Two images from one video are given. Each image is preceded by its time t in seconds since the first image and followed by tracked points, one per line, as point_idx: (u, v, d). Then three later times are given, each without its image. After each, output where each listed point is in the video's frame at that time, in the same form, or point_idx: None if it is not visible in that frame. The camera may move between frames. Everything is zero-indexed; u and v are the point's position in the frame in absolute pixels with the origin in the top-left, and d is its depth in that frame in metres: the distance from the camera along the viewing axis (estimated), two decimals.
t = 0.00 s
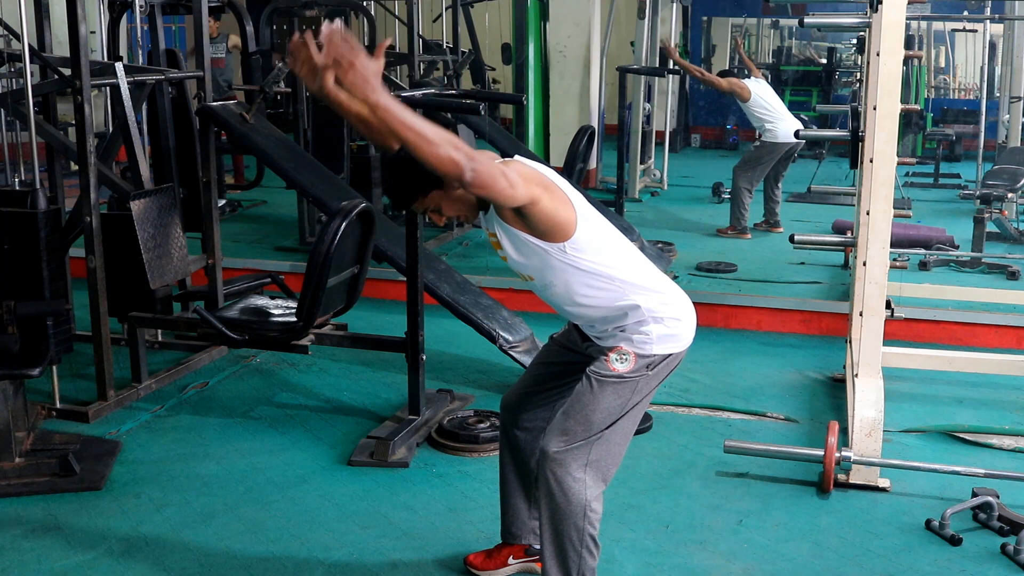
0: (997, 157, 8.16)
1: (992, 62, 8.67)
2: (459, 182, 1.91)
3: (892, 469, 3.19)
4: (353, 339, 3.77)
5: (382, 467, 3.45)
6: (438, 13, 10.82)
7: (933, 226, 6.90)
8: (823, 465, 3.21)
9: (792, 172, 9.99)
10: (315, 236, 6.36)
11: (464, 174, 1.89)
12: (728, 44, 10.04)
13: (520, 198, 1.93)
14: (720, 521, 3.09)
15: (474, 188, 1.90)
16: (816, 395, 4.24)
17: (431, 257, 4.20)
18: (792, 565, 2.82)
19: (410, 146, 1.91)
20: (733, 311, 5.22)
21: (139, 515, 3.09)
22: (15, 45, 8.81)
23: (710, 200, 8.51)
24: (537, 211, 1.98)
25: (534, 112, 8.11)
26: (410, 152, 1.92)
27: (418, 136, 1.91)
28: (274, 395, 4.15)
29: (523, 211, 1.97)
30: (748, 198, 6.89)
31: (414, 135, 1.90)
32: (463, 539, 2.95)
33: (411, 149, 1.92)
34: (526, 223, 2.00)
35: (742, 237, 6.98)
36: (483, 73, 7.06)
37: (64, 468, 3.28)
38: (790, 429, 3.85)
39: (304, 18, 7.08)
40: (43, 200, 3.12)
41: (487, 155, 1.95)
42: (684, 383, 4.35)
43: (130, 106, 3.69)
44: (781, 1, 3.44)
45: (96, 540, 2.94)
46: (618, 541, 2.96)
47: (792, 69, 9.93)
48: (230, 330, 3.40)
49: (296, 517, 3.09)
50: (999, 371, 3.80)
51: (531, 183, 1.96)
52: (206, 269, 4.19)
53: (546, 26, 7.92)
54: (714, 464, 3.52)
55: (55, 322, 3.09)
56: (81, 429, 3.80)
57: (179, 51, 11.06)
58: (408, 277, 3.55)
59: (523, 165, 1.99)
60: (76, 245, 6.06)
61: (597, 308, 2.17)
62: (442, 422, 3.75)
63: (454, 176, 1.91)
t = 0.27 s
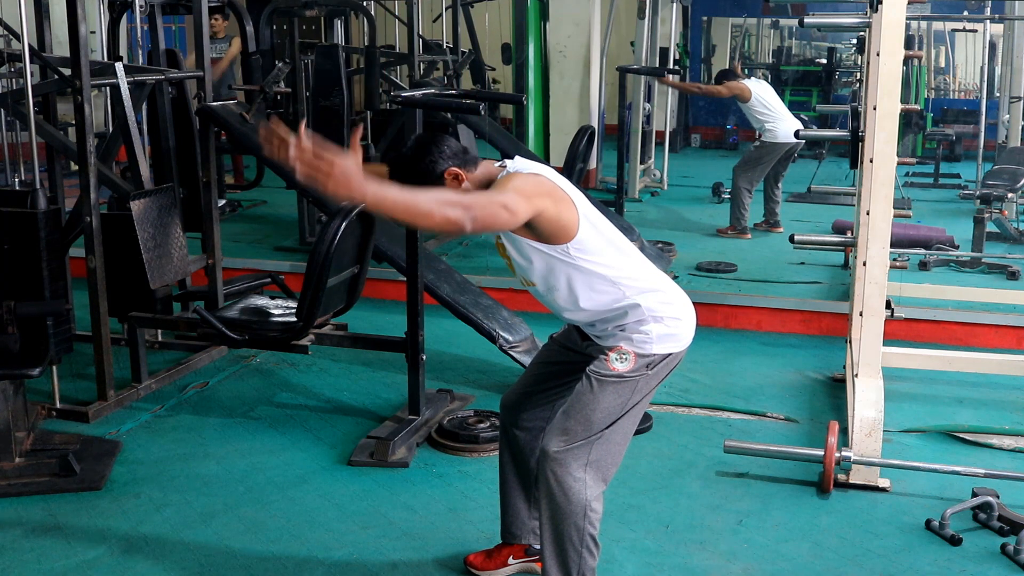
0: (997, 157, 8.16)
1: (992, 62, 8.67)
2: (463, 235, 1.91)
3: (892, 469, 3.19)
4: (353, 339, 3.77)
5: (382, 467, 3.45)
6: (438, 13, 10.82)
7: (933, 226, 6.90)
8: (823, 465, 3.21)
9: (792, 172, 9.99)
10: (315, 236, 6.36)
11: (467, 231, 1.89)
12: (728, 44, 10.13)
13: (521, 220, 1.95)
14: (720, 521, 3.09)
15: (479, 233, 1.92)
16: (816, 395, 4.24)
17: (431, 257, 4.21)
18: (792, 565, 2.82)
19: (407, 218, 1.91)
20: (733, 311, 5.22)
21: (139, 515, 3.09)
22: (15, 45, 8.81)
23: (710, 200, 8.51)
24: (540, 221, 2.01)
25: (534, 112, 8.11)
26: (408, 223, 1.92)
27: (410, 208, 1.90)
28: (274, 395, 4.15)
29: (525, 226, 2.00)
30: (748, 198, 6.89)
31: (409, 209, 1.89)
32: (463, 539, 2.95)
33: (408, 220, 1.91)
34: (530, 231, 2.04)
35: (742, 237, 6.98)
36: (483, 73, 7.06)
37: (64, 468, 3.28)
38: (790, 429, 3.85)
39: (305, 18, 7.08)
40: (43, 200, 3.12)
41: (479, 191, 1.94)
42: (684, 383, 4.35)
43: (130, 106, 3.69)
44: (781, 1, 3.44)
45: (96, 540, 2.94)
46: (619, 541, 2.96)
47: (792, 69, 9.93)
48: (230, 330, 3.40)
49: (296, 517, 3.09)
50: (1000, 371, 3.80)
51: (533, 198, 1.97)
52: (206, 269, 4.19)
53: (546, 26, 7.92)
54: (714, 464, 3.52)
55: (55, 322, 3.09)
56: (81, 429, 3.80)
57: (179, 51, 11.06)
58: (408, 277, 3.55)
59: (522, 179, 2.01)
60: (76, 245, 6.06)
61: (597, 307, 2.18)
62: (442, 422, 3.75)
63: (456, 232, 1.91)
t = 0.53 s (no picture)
0: (997, 157, 8.16)
1: (992, 62, 8.67)
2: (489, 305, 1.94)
3: (892, 469, 3.19)
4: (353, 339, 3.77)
5: (382, 467, 3.45)
6: (438, 13, 10.83)
7: (933, 227, 6.90)
8: (823, 465, 3.21)
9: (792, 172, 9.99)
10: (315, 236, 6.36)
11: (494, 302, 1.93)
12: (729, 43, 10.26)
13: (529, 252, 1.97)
14: (720, 521, 3.09)
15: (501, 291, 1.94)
16: (816, 395, 4.24)
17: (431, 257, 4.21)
18: (792, 565, 2.82)
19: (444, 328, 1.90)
20: (733, 311, 5.22)
21: (139, 515, 3.09)
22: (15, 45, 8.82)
23: (710, 200, 8.51)
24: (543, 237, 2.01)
25: (534, 112, 8.12)
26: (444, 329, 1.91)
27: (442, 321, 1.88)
28: (274, 395, 4.15)
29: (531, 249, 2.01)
30: (748, 198, 6.88)
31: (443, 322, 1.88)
32: (463, 539, 2.95)
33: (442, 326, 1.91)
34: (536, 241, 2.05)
35: (742, 237, 6.98)
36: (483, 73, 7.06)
37: (64, 468, 3.28)
38: (790, 429, 3.85)
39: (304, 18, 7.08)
40: (44, 200, 3.12)
41: (489, 247, 1.92)
42: (684, 383, 4.35)
43: (130, 106, 3.69)
44: (781, 1, 3.43)
45: (96, 540, 2.93)
46: (618, 541, 2.96)
47: (792, 69, 9.93)
48: (230, 330, 3.40)
49: (296, 517, 3.09)
50: (1000, 371, 3.80)
51: (537, 223, 1.96)
52: (206, 269, 4.19)
53: (546, 26, 7.92)
54: (714, 464, 3.52)
55: (55, 322, 3.09)
56: (80, 429, 3.80)
57: (179, 51, 11.07)
58: (408, 277, 3.55)
59: (523, 208, 1.97)
60: (76, 245, 6.06)
61: (595, 307, 2.18)
62: (442, 422, 3.75)
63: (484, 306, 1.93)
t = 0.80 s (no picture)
0: (997, 157, 8.16)
1: (992, 62, 8.67)
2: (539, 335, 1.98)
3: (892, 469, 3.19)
4: (353, 339, 3.77)
5: (382, 467, 3.45)
6: (438, 13, 10.83)
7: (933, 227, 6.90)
8: (823, 465, 3.21)
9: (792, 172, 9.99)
10: (315, 236, 6.36)
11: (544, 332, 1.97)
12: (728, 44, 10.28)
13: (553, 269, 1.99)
14: (720, 521, 3.09)
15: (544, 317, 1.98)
16: (816, 395, 4.24)
17: (431, 257, 4.21)
18: (792, 565, 2.82)
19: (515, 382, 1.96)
20: (733, 311, 5.22)
21: (139, 514, 3.09)
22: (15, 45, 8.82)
23: (710, 200, 8.51)
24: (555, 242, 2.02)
25: (534, 112, 8.12)
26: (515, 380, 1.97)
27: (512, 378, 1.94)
28: (273, 395, 4.15)
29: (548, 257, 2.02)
30: (748, 198, 6.88)
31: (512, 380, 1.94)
32: (463, 539, 2.95)
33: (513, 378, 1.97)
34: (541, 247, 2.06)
35: (742, 237, 6.98)
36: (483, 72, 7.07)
37: (64, 468, 3.28)
38: (790, 429, 3.85)
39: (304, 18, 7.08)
40: (44, 200, 3.12)
41: (521, 282, 1.94)
42: (684, 383, 4.35)
43: (130, 106, 3.69)
44: (781, 1, 3.43)
45: (95, 540, 2.93)
46: (618, 541, 2.96)
47: (792, 69, 9.93)
48: (230, 330, 3.40)
49: (296, 517, 3.09)
50: (1000, 371, 3.80)
51: (550, 236, 1.96)
52: (206, 269, 4.19)
53: (546, 26, 7.92)
54: (713, 464, 3.52)
55: (55, 322, 3.09)
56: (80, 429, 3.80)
57: (180, 51, 11.07)
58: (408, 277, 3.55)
59: (534, 229, 1.95)
60: (76, 245, 6.06)
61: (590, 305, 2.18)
62: (442, 422, 3.75)
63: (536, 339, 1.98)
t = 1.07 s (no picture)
0: (997, 157, 8.16)
1: (992, 62, 8.67)
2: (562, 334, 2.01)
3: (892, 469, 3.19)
4: (353, 339, 3.77)
5: (382, 467, 3.45)
6: (438, 13, 10.83)
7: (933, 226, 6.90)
8: (823, 465, 3.21)
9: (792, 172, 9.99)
10: (315, 236, 6.36)
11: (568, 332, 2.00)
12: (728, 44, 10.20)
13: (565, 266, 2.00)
14: (720, 521, 3.09)
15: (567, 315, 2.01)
16: (816, 395, 4.24)
17: (431, 257, 4.21)
18: (792, 565, 2.82)
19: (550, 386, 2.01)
20: (733, 311, 5.22)
21: (139, 514, 3.09)
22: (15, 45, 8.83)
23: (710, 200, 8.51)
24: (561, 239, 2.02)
25: (534, 112, 8.12)
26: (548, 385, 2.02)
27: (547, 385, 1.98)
28: (274, 395, 4.15)
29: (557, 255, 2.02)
30: (748, 198, 6.88)
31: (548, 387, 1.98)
32: (463, 539, 2.95)
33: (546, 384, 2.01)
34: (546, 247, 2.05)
35: (742, 237, 6.98)
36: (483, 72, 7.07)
37: (64, 468, 3.28)
38: (790, 429, 3.85)
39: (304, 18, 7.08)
40: (44, 200, 3.12)
41: (538, 288, 1.95)
42: (684, 383, 4.35)
43: (130, 106, 3.68)
44: (781, 1, 3.43)
45: (96, 540, 2.93)
46: (618, 541, 2.96)
47: (792, 69, 9.92)
48: (230, 330, 3.40)
49: (296, 517, 3.09)
50: (1000, 371, 3.80)
51: (556, 236, 1.97)
52: (206, 269, 4.19)
53: (546, 26, 7.92)
54: (713, 464, 3.52)
55: (55, 322, 3.09)
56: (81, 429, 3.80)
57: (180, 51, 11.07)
58: (408, 277, 3.55)
59: (541, 233, 1.95)
60: (76, 245, 6.06)
61: (590, 306, 2.18)
62: (442, 422, 3.75)
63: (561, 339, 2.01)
